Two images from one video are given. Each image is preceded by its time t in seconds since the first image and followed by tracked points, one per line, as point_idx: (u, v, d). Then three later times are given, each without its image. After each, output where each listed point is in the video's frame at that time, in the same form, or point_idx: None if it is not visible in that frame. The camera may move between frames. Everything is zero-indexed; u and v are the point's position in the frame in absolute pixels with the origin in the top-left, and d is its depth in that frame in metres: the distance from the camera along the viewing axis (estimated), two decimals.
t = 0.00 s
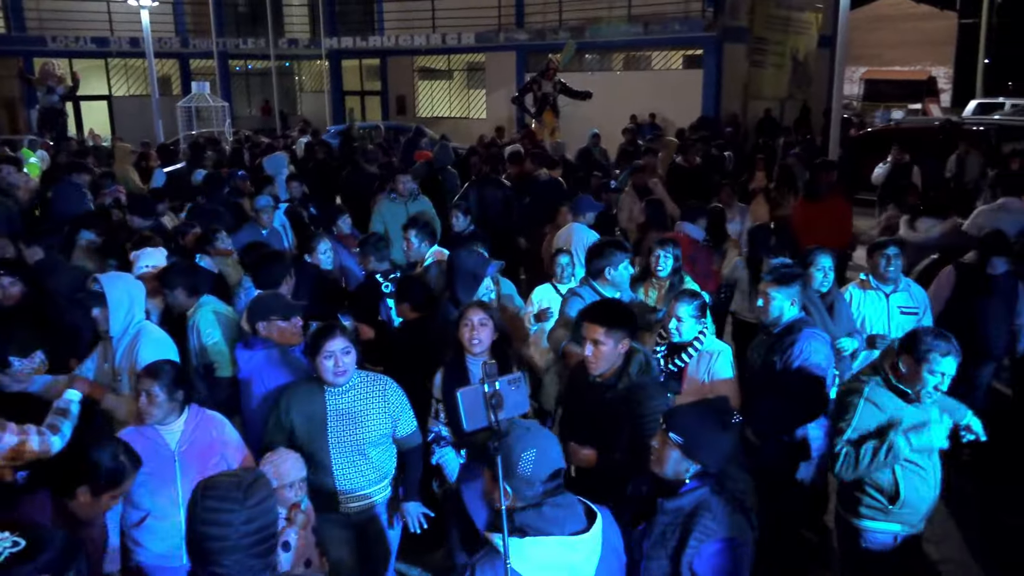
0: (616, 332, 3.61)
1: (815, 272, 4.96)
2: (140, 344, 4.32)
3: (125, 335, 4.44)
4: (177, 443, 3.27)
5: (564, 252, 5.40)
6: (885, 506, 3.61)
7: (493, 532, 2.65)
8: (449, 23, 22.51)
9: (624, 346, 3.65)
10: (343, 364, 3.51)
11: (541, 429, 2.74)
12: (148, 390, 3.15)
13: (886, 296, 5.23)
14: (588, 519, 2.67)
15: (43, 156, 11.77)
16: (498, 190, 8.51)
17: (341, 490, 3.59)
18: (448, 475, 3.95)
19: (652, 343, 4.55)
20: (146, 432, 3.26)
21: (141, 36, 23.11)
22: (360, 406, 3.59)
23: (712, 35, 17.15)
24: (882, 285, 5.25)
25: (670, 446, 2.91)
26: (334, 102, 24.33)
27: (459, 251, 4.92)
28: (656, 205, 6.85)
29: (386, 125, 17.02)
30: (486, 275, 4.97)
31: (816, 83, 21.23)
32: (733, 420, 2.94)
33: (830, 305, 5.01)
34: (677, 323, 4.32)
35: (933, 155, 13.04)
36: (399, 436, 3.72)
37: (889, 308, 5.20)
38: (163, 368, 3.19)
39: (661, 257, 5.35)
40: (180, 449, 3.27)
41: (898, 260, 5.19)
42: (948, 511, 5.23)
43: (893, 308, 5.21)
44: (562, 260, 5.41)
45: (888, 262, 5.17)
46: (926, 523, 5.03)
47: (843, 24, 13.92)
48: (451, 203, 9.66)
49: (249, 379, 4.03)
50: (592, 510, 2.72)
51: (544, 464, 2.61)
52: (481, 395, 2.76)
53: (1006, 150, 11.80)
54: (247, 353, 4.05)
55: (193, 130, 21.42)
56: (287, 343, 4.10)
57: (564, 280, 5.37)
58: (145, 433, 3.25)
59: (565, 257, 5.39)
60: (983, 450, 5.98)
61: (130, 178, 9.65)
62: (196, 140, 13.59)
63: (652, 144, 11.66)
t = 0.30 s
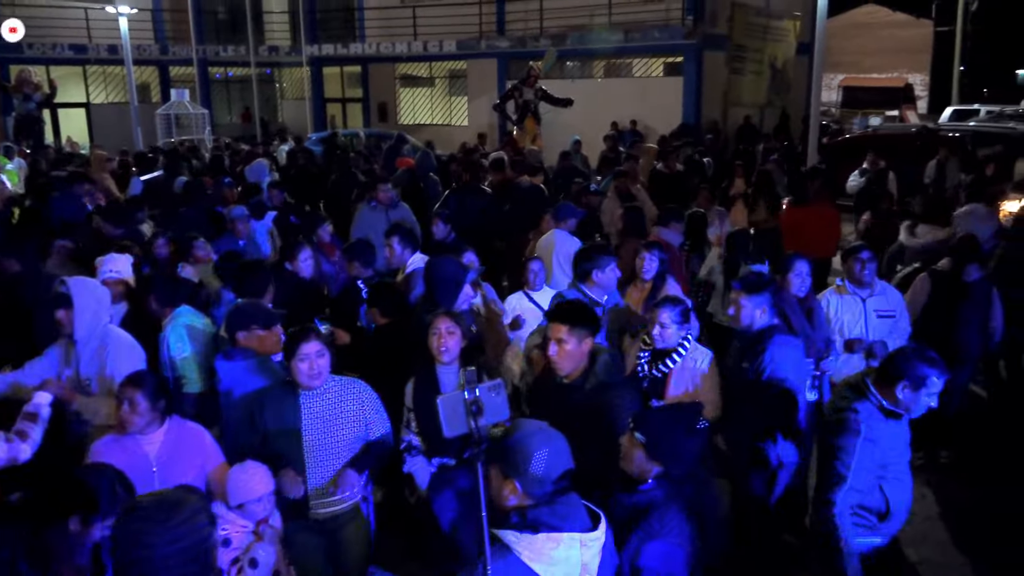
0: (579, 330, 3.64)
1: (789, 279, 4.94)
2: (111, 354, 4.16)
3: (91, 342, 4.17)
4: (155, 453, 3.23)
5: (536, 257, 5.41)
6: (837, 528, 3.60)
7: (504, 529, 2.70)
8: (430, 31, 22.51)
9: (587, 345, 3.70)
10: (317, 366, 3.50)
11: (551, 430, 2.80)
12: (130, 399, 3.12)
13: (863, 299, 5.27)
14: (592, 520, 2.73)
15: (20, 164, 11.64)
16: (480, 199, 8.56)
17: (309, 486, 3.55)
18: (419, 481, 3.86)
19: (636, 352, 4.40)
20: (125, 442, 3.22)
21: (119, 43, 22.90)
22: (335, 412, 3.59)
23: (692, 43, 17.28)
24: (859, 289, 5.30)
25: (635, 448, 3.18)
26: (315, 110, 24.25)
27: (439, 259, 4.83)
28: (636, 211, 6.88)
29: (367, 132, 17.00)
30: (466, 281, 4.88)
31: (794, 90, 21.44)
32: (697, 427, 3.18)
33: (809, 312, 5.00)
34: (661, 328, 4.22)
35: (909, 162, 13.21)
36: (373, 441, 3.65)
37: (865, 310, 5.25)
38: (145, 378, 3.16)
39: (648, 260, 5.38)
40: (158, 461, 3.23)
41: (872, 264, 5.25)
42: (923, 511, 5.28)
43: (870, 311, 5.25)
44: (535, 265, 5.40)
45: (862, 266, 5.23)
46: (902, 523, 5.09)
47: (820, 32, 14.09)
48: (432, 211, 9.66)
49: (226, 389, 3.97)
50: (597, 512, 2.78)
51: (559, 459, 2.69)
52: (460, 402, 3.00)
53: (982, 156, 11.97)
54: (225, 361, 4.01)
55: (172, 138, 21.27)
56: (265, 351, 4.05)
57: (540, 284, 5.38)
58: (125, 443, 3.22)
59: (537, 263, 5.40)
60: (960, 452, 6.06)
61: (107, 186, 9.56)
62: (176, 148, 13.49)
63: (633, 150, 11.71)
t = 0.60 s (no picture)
0: (543, 338, 3.66)
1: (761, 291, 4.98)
2: (87, 360, 4.11)
3: (63, 351, 4.13)
4: (131, 461, 3.18)
5: (519, 266, 5.42)
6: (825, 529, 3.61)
7: (491, 538, 2.69)
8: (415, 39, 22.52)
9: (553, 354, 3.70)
10: (296, 373, 3.47)
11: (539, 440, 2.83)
12: (105, 408, 3.08)
13: (847, 308, 5.30)
14: (580, 530, 2.71)
15: None
16: (463, 206, 8.56)
17: (302, 503, 3.52)
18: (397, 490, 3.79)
19: (618, 360, 4.42)
20: (99, 450, 3.16)
21: (101, 48, 22.74)
22: (317, 418, 3.59)
23: (675, 53, 17.44)
24: (844, 298, 5.32)
25: (599, 457, 3.15)
26: (299, 117, 24.20)
27: (421, 265, 4.86)
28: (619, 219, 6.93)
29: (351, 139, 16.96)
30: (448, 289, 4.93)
31: (776, 101, 21.65)
32: (660, 434, 3.08)
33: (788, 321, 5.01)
34: (644, 336, 4.23)
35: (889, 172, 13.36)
36: (356, 440, 3.67)
37: (851, 319, 5.28)
38: (122, 387, 3.12)
39: (636, 269, 5.38)
40: (135, 469, 3.19)
41: (857, 273, 5.28)
42: (901, 522, 5.26)
43: (854, 319, 5.28)
44: (518, 273, 5.41)
45: (848, 275, 5.26)
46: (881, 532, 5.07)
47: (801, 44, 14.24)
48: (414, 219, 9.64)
49: (210, 399, 3.94)
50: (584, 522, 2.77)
51: (544, 474, 2.67)
52: (444, 410, 3.00)
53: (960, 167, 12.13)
54: (208, 371, 3.96)
55: (154, 144, 21.13)
56: (248, 359, 4.03)
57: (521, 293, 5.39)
58: (100, 452, 3.15)
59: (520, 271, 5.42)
60: (938, 458, 6.11)
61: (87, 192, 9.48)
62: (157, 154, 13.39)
63: (616, 159, 11.74)
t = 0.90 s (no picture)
0: (447, 366, 3.42)
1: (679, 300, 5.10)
2: None
3: None
4: (11, 485, 3.00)
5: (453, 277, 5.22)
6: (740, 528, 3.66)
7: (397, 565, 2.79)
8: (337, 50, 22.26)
9: (457, 379, 3.44)
10: (209, 387, 3.34)
11: (447, 460, 2.79)
12: None
13: (772, 315, 5.47)
14: (488, 553, 2.79)
15: None
16: (384, 218, 8.47)
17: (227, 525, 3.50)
18: (320, 513, 3.66)
19: (539, 373, 4.43)
20: None
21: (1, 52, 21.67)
22: (236, 431, 3.49)
23: (596, 68, 17.78)
24: (768, 306, 5.49)
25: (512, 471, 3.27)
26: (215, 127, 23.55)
27: (340, 278, 4.84)
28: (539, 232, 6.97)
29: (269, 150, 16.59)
30: (371, 303, 4.93)
31: (693, 117, 22.25)
32: (570, 446, 3.20)
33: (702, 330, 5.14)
34: (566, 348, 4.28)
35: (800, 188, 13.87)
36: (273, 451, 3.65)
37: (774, 327, 5.45)
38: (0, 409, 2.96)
39: (571, 279, 5.46)
40: (14, 496, 3.00)
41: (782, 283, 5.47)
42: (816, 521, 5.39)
43: (778, 327, 5.46)
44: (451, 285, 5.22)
45: (773, 284, 5.44)
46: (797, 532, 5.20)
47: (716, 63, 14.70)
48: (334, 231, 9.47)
49: (121, 419, 3.72)
50: (492, 541, 2.86)
51: (454, 500, 2.68)
52: (360, 426, 2.88)
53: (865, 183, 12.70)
54: (118, 391, 3.76)
55: (60, 152, 20.22)
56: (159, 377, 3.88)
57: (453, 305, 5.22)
58: None
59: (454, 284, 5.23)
60: (844, 462, 6.34)
61: None
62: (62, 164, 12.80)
63: (539, 173, 11.83)
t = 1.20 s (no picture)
0: (318, 393, 3.24)
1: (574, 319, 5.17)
2: None
3: None
4: None
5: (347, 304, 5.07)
6: (624, 539, 3.72)
7: None
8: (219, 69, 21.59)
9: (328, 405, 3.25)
10: (68, 428, 3.13)
11: (320, 497, 2.97)
12: None
13: (662, 335, 5.64)
14: None
15: None
16: (269, 241, 8.25)
17: None
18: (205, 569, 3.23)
19: (429, 396, 4.39)
20: None
21: None
22: (98, 474, 3.24)
23: (486, 94, 18.09)
24: (659, 326, 5.66)
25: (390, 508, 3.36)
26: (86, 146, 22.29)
27: (223, 305, 4.68)
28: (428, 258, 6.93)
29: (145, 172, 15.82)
30: (254, 332, 4.75)
31: (579, 143, 22.82)
32: (438, 483, 3.40)
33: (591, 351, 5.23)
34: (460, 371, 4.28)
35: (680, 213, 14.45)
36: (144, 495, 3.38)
37: (663, 347, 5.61)
38: None
39: (467, 306, 5.48)
40: None
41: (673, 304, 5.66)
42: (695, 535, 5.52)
43: (667, 347, 5.62)
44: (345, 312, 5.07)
45: (664, 305, 5.61)
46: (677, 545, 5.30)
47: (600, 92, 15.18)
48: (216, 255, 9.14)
49: None
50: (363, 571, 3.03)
51: (319, 530, 2.91)
52: (233, 457, 2.85)
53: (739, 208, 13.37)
54: None
55: None
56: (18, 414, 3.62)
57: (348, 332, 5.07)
58: None
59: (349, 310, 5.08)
60: (722, 476, 6.60)
61: None
62: None
63: (429, 198, 11.82)
